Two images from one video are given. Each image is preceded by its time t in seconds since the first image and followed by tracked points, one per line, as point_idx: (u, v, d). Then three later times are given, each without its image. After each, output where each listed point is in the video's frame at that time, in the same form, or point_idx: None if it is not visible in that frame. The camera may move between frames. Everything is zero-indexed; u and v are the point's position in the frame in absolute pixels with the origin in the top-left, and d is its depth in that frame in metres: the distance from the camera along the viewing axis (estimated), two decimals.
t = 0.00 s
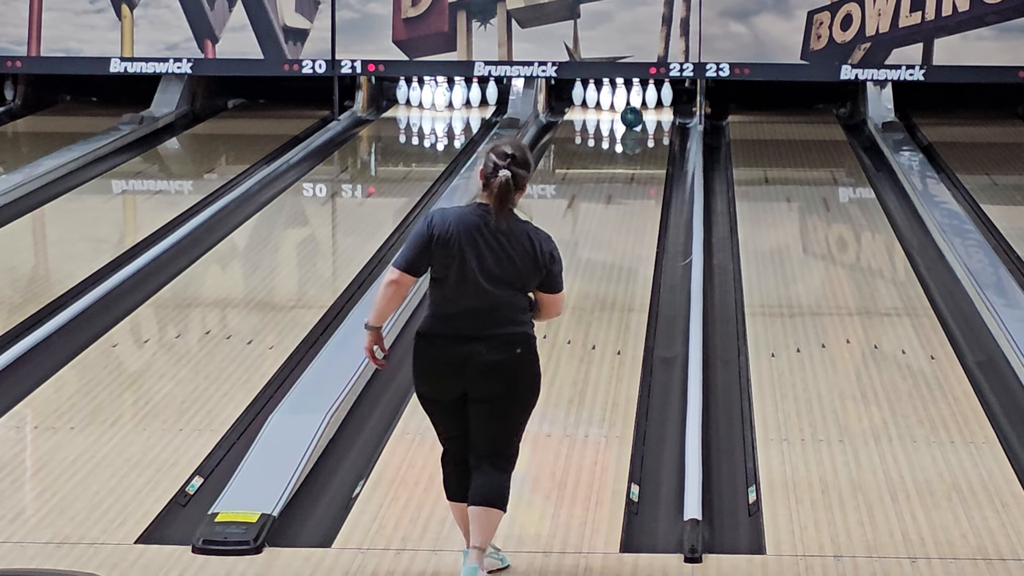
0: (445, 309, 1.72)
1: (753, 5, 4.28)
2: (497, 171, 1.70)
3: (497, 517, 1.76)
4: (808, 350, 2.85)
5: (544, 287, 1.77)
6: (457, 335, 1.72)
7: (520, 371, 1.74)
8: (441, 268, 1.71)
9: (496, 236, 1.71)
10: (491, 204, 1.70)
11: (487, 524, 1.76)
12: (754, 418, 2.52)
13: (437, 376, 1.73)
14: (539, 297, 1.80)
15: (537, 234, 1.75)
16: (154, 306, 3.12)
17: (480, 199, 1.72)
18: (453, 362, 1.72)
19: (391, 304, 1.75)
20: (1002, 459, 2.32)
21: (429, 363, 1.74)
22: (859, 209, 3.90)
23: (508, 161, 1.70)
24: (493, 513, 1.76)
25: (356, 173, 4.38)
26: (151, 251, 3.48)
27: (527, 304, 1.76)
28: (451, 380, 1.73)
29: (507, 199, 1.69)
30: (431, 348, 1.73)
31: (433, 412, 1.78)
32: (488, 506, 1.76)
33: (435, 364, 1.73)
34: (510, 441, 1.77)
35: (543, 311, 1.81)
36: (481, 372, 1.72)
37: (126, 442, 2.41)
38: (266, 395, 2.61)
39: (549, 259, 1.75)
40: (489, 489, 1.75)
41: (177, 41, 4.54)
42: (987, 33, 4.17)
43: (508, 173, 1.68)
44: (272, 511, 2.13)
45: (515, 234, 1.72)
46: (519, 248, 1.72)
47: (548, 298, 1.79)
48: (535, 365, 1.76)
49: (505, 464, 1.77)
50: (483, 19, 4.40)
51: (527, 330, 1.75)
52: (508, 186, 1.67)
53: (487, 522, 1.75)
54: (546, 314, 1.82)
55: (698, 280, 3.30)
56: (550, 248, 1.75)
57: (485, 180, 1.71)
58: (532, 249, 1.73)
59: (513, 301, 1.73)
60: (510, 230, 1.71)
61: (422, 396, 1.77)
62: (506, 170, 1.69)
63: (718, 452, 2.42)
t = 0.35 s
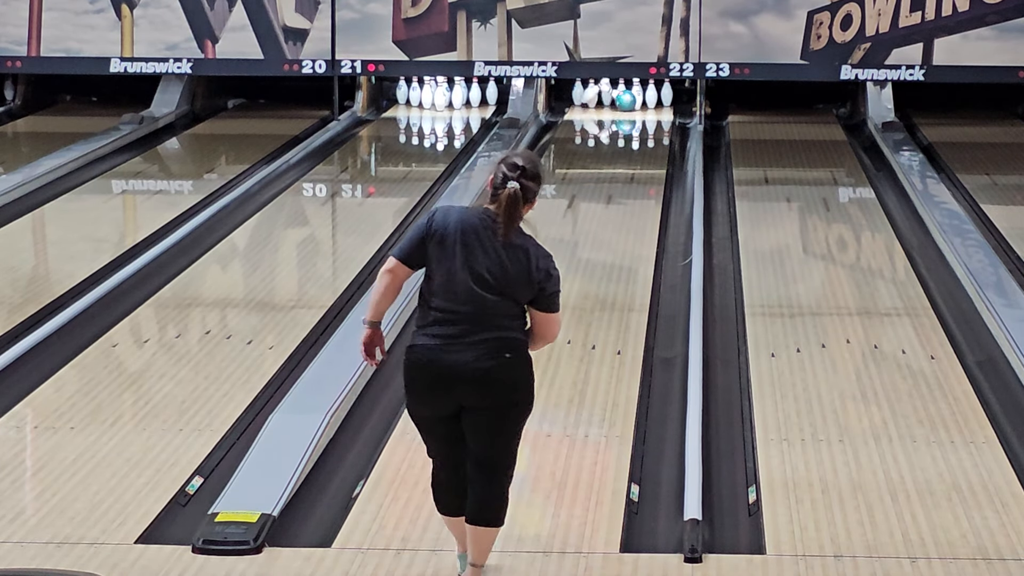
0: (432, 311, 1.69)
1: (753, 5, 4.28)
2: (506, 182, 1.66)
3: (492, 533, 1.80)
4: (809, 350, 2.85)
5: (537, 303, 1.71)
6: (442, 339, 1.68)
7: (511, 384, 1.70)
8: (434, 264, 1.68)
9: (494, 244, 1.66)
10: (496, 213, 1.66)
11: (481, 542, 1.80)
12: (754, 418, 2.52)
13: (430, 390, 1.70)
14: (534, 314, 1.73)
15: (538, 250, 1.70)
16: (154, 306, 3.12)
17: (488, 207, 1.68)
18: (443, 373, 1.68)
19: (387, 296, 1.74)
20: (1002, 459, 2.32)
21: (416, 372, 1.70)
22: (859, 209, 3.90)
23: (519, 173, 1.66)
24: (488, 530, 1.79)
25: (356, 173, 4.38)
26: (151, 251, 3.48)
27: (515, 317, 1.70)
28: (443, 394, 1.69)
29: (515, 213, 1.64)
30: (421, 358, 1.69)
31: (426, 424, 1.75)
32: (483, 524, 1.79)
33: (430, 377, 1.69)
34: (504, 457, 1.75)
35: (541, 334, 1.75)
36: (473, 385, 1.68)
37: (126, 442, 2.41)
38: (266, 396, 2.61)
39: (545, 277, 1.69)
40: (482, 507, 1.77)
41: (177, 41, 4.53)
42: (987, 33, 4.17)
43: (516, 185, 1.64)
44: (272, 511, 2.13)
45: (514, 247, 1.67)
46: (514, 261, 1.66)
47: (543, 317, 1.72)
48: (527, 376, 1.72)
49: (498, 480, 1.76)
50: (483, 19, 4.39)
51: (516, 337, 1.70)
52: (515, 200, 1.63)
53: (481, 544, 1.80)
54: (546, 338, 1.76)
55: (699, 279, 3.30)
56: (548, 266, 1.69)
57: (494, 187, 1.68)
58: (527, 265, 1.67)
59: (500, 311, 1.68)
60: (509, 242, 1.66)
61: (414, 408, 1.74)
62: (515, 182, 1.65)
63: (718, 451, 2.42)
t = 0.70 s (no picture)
0: (424, 307, 1.69)
1: (753, 5, 4.28)
2: (508, 184, 1.67)
3: (490, 538, 1.80)
4: (808, 351, 2.85)
5: (533, 306, 1.70)
6: (430, 335, 1.67)
7: (507, 386, 1.68)
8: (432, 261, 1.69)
9: (492, 243, 1.66)
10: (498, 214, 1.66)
11: (480, 547, 1.80)
12: (754, 418, 2.52)
13: (425, 395, 1.67)
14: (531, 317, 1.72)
15: (535, 254, 1.69)
16: (154, 306, 3.12)
17: (490, 208, 1.69)
18: (437, 375, 1.66)
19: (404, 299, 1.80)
20: (1002, 458, 2.32)
21: (409, 373, 1.68)
22: (859, 209, 3.90)
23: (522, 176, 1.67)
24: (485, 535, 1.79)
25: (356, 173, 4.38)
26: (151, 251, 3.48)
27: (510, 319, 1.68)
28: (441, 400, 1.67)
29: (516, 214, 1.64)
30: (417, 361, 1.67)
31: (419, 430, 1.73)
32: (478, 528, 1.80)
33: (424, 381, 1.67)
34: (500, 462, 1.74)
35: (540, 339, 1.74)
36: (468, 388, 1.66)
37: (126, 442, 2.41)
38: (266, 396, 2.61)
39: (541, 279, 1.68)
40: (481, 510, 1.77)
41: (177, 41, 4.53)
42: (987, 33, 4.17)
43: (517, 185, 1.65)
44: (273, 511, 2.13)
45: (511, 249, 1.66)
46: (510, 262, 1.65)
47: (540, 320, 1.71)
48: (522, 378, 1.70)
49: (493, 484, 1.76)
50: (483, 19, 4.39)
51: (512, 340, 1.68)
52: (517, 201, 1.63)
53: (478, 550, 1.81)
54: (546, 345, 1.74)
55: (699, 280, 3.30)
56: (545, 270, 1.68)
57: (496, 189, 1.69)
58: (523, 266, 1.66)
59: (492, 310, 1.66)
60: (507, 243, 1.66)
61: (408, 413, 1.72)
62: (516, 184, 1.66)
63: (718, 451, 2.42)
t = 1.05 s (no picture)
0: (420, 314, 1.68)
1: (753, 5, 4.28)
2: (499, 184, 1.68)
3: (491, 542, 1.80)
4: (808, 351, 2.85)
5: (531, 309, 1.70)
6: (429, 342, 1.66)
7: (508, 389, 1.67)
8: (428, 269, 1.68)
9: (489, 246, 1.67)
10: (493, 216, 1.67)
11: (480, 551, 1.80)
12: (754, 418, 2.52)
13: (426, 399, 1.67)
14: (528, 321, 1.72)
15: (531, 255, 1.69)
16: (154, 306, 3.12)
17: (482, 212, 1.70)
18: (438, 379, 1.65)
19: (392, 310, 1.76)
20: (1002, 458, 2.32)
21: (410, 380, 1.67)
22: (859, 209, 3.90)
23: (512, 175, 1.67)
24: (486, 539, 1.79)
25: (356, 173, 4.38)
26: (150, 251, 3.48)
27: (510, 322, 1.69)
28: (443, 406, 1.67)
29: (510, 213, 1.65)
30: (418, 368, 1.66)
31: (420, 436, 1.72)
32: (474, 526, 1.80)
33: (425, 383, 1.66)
34: (501, 468, 1.73)
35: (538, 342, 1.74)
36: (470, 390, 1.65)
37: (126, 442, 2.41)
38: (267, 395, 2.61)
39: (538, 280, 1.69)
40: (482, 515, 1.77)
41: (177, 41, 4.53)
42: (987, 33, 4.17)
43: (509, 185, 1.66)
44: (272, 510, 2.13)
45: (508, 250, 1.67)
46: (507, 263, 1.66)
47: (537, 324, 1.72)
48: (524, 382, 1.70)
49: (495, 488, 1.75)
50: (483, 19, 4.39)
51: (513, 345, 1.68)
52: (511, 200, 1.65)
53: (478, 553, 1.80)
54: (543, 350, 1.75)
55: (699, 280, 3.30)
56: (542, 271, 1.70)
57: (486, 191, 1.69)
58: (521, 267, 1.67)
59: (494, 314, 1.66)
60: (503, 245, 1.67)
61: (408, 420, 1.71)
62: (509, 183, 1.67)
63: (718, 451, 2.42)
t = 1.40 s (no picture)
0: (425, 328, 1.65)
1: (753, 5, 4.28)
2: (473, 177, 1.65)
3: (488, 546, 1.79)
4: (808, 351, 2.84)
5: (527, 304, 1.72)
6: (440, 353, 1.65)
7: (510, 387, 1.68)
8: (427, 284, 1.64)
9: (479, 243, 1.65)
10: (473, 212, 1.65)
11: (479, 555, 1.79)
12: (754, 418, 2.52)
13: (421, 403, 1.66)
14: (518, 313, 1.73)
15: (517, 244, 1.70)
16: (154, 306, 3.12)
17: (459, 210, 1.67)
18: (437, 383, 1.65)
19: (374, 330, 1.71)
20: (1002, 458, 2.32)
21: (410, 388, 1.66)
22: (859, 209, 3.90)
23: (485, 166, 1.65)
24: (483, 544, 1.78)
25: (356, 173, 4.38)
26: (150, 251, 3.48)
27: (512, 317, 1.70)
28: (440, 409, 1.66)
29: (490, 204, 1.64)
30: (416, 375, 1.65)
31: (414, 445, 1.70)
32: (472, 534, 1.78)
33: (426, 388, 1.65)
34: (497, 472, 1.73)
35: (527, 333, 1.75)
36: (473, 390, 1.66)
37: (126, 442, 2.41)
38: (266, 395, 2.61)
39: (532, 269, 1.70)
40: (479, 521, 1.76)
41: (177, 41, 4.53)
42: (987, 33, 4.17)
43: (485, 176, 1.64)
44: (272, 510, 2.13)
45: (497, 243, 1.67)
46: (501, 256, 1.66)
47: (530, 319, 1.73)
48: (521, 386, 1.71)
49: (491, 494, 1.75)
50: (483, 19, 4.39)
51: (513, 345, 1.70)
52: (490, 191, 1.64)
53: (476, 558, 1.79)
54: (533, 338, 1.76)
55: (699, 279, 3.30)
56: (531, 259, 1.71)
57: (460, 186, 1.66)
58: (515, 258, 1.68)
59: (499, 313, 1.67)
60: (491, 239, 1.66)
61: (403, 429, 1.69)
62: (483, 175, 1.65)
63: (718, 451, 2.42)
